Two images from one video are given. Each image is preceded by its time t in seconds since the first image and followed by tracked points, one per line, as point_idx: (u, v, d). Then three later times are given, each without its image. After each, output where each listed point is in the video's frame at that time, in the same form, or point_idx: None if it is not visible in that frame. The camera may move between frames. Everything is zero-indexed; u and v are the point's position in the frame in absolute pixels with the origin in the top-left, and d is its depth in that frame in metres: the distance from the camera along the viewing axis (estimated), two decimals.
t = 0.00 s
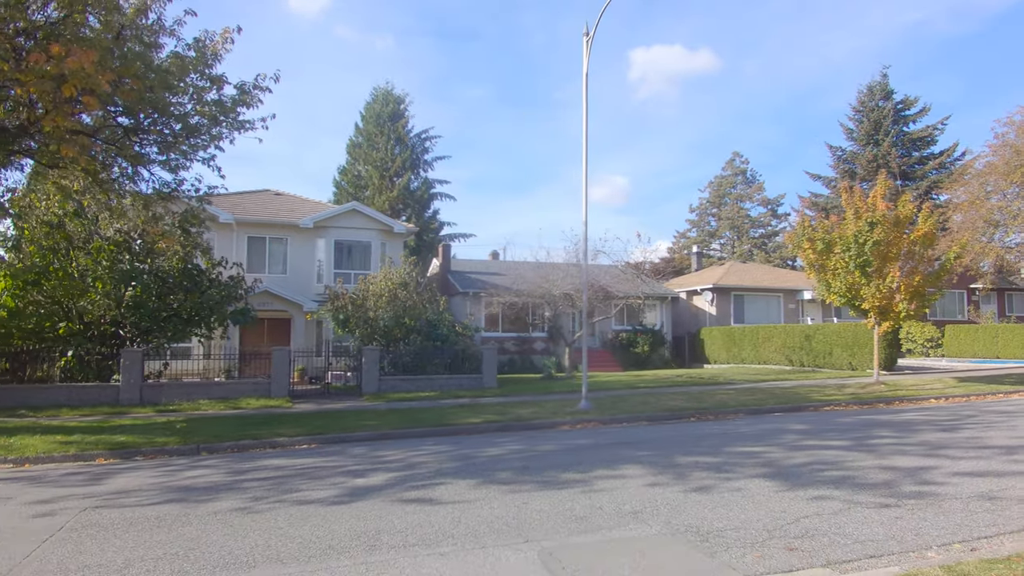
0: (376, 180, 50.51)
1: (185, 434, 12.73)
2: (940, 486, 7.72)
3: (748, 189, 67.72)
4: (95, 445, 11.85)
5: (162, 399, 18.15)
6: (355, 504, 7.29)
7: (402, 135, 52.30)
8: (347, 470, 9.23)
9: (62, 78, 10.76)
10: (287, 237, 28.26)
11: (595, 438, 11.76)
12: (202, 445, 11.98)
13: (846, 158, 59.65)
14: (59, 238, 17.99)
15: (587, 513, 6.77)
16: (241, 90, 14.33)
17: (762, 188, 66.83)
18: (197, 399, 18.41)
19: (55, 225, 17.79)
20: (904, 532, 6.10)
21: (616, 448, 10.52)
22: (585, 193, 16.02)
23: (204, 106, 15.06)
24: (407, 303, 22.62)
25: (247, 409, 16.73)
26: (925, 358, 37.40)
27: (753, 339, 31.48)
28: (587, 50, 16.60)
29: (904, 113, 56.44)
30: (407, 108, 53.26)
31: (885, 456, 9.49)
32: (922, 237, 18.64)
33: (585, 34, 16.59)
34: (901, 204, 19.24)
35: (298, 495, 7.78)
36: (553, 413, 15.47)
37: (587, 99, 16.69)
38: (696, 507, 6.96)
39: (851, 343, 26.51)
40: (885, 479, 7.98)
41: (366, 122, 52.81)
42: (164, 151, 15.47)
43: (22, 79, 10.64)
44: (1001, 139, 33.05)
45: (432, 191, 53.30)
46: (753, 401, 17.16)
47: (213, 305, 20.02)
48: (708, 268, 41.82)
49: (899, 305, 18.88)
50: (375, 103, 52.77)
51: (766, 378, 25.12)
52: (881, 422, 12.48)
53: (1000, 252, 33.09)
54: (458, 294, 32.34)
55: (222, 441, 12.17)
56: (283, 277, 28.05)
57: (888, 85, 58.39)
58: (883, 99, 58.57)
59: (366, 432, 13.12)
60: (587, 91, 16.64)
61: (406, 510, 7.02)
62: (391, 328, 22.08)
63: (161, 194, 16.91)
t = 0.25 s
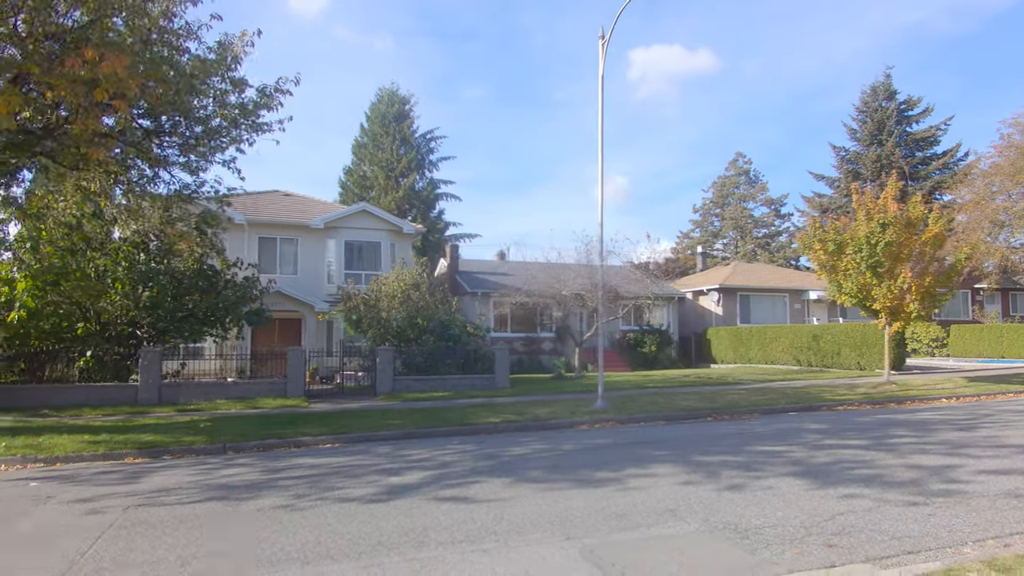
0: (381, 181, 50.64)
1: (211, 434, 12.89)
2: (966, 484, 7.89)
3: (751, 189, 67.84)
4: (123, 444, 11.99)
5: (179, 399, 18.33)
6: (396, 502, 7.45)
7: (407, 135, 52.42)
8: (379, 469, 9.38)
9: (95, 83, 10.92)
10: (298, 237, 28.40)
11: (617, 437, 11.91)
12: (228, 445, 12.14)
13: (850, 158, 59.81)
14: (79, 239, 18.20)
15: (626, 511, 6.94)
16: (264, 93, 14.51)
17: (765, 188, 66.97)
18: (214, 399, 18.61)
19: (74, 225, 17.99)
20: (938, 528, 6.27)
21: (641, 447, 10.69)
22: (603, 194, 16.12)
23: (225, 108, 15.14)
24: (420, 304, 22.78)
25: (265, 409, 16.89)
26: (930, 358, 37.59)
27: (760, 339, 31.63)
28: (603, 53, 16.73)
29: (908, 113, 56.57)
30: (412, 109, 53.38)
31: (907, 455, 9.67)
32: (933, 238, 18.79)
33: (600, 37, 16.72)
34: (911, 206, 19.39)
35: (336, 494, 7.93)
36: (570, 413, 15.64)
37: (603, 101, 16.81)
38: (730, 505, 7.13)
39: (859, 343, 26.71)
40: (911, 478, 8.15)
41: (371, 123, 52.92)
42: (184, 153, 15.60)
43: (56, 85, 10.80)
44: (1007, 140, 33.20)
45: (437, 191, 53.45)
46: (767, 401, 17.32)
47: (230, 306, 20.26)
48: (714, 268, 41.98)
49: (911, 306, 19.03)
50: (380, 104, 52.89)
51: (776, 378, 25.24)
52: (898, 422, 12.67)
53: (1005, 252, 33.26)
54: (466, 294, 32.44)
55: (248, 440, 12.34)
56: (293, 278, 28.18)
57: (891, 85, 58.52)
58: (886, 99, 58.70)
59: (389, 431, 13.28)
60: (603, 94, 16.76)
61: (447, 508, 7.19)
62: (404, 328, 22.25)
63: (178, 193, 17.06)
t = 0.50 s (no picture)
0: (388, 181, 50.82)
1: (237, 430, 13.05)
2: (993, 477, 8.06)
3: (755, 189, 68.01)
4: (152, 440, 12.18)
5: (199, 397, 18.50)
6: (437, 494, 7.62)
7: (413, 136, 52.58)
8: (412, 464, 9.54)
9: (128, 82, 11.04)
10: (310, 237, 28.57)
11: (640, 433, 12.09)
12: (256, 441, 12.31)
13: (854, 159, 60.00)
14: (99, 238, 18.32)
15: (664, 502, 7.10)
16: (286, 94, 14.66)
17: (769, 189, 67.14)
18: (233, 397, 18.79)
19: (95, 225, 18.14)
20: (972, 519, 6.44)
21: (666, 443, 10.86)
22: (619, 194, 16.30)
23: (247, 108, 15.11)
24: (434, 303, 22.95)
25: (285, 406, 17.05)
26: (936, 357, 37.76)
27: (768, 338, 31.79)
28: (619, 55, 16.87)
29: (912, 114, 56.75)
30: (417, 109, 53.56)
31: (930, 450, 9.84)
32: (945, 238, 18.95)
33: (616, 39, 16.86)
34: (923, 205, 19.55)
35: (375, 487, 8.09)
36: (588, 410, 15.81)
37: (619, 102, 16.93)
38: (766, 497, 7.29)
39: (868, 342, 26.87)
40: (939, 472, 8.31)
41: (377, 124, 53.10)
42: (205, 153, 15.59)
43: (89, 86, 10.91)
44: (1013, 141, 33.37)
45: (443, 192, 53.63)
46: (781, 399, 17.48)
47: (247, 305, 20.46)
48: (720, 268, 42.15)
49: (922, 304, 19.19)
50: (386, 105, 53.07)
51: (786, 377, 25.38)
52: (916, 419, 12.83)
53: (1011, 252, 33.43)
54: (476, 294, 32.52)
55: (274, 437, 12.51)
56: (305, 278, 28.34)
57: (895, 86, 58.71)
58: (890, 100, 58.89)
59: (412, 428, 13.45)
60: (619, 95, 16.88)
61: (488, 499, 7.36)
62: (418, 327, 22.44)
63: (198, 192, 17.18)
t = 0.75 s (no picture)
0: (393, 182, 51.01)
1: (261, 431, 13.26)
2: (1015, 476, 8.26)
3: (758, 189, 68.19)
4: (180, 440, 12.39)
5: (216, 397, 18.70)
6: (473, 494, 7.81)
7: (419, 137, 52.74)
8: (442, 463, 9.75)
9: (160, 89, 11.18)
10: (320, 238, 28.75)
11: (660, 432, 12.29)
12: (281, 441, 12.51)
13: (857, 159, 60.21)
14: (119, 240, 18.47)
15: (697, 501, 7.30)
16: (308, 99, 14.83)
17: (772, 189, 67.33)
18: (250, 397, 19.03)
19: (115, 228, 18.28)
20: (1000, 517, 6.63)
21: (688, 443, 11.06)
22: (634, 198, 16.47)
23: (267, 112, 15.23)
24: (446, 304, 23.12)
25: (302, 407, 17.23)
26: (940, 357, 37.99)
27: (774, 339, 31.97)
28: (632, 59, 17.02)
29: (915, 115, 56.93)
30: (422, 110, 53.71)
31: (949, 449, 10.04)
32: (954, 240, 19.16)
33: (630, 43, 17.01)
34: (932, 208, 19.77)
35: (411, 487, 8.29)
36: (604, 410, 16.00)
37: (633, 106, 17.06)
38: (795, 496, 7.49)
39: (875, 342, 27.06)
40: (961, 471, 8.51)
41: (382, 125, 53.25)
42: (225, 157, 15.69)
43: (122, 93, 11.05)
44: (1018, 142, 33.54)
45: (448, 192, 53.80)
46: (793, 400, 17.68)
47: (263, 305, 20.65)
48: (725, 269, 42.34)
49: (932, 305, 19.40)
50: (391, 106, 53.21)
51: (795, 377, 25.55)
52: (930, 419, 13.04)
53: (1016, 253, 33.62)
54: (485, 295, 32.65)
55: (299, 437, 12.71)
56: (316, 279, 28.52)
57: (898, 87, 58.88)
58: (893, 101, 59.06)
59: (433, 428, 13.65)
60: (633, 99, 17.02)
61: (525, 499, 7.56)
62: (431, 328, 22.65)
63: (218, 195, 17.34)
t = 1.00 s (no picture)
0: (400, 183, 51.26)
1: (285, 428, 13.49)
2: None
3: (763, 190, 68.34)
4: (207, 437, 12.62)
5: (235, 396, 18.95)
6: (507, 489, 8.01)
7: (425, 138, 52.97)
8: (471, 459, 9.95)
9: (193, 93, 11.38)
10: (332, 238, 28.94)
11: (680, 430, 12.48)
12: (306, 438, 12.72)
13: (862, 160, 60.34)
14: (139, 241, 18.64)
15: (728, 495, 7.49)
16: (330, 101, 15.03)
17: (777, 189, 67.46)
18: (268, 396, 19.27)
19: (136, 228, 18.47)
20: None
21: (709, 439, 11.24)
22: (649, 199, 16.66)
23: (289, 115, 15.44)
24: (459, 304, 23.32)
25: (321, 405, 17.44)
26: (947, 357, 38.15)
27: (782, 338, 32.14)
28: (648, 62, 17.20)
29: (920, 116, 57.07)
30: (429, 111, 53.94)
31: (968, 446, 10.22)
32: (965, 240, 19.34)
33: (645, 46, 17.18)
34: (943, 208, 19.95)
35: (446, 482, 8.49)
36: (620, 409, 16.19)
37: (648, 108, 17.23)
38: (823, 490, 7.67)
39: (883, 343, 27.18)
40: (982, 467, 8.70)
41: (389, 125, 53.45)
42: (246, 158, 15.92)
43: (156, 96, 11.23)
44: None
45: (454, 193, 54.04)
46: (806, 398, 17.84)
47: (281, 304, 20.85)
48: (731, 269, 42.51)
49: (943, 305, 19.58)
50: (398, 107, 53.42)
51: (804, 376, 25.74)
52: (945, 417, 13.22)
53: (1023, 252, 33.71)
54: (495, 296, 32.80)
55: (323, 434, 12.92)
56: (327, 279, 28.70)
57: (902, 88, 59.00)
58: (898, 101, 59.18)
59: (454, 426, 13.86)
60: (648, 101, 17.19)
61: (559, 493, 7.75)
62: (444, 328, 22.85)
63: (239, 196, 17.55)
